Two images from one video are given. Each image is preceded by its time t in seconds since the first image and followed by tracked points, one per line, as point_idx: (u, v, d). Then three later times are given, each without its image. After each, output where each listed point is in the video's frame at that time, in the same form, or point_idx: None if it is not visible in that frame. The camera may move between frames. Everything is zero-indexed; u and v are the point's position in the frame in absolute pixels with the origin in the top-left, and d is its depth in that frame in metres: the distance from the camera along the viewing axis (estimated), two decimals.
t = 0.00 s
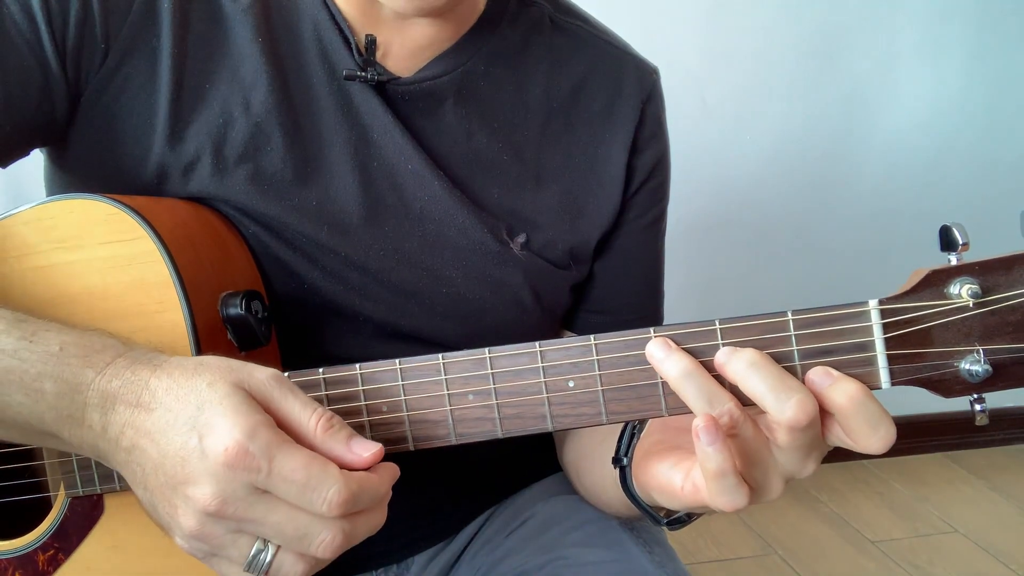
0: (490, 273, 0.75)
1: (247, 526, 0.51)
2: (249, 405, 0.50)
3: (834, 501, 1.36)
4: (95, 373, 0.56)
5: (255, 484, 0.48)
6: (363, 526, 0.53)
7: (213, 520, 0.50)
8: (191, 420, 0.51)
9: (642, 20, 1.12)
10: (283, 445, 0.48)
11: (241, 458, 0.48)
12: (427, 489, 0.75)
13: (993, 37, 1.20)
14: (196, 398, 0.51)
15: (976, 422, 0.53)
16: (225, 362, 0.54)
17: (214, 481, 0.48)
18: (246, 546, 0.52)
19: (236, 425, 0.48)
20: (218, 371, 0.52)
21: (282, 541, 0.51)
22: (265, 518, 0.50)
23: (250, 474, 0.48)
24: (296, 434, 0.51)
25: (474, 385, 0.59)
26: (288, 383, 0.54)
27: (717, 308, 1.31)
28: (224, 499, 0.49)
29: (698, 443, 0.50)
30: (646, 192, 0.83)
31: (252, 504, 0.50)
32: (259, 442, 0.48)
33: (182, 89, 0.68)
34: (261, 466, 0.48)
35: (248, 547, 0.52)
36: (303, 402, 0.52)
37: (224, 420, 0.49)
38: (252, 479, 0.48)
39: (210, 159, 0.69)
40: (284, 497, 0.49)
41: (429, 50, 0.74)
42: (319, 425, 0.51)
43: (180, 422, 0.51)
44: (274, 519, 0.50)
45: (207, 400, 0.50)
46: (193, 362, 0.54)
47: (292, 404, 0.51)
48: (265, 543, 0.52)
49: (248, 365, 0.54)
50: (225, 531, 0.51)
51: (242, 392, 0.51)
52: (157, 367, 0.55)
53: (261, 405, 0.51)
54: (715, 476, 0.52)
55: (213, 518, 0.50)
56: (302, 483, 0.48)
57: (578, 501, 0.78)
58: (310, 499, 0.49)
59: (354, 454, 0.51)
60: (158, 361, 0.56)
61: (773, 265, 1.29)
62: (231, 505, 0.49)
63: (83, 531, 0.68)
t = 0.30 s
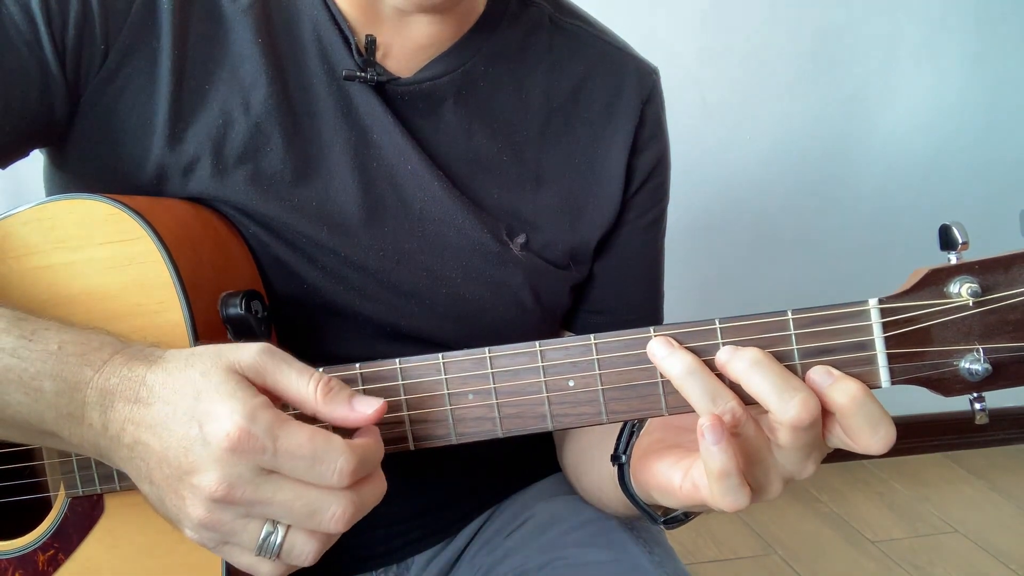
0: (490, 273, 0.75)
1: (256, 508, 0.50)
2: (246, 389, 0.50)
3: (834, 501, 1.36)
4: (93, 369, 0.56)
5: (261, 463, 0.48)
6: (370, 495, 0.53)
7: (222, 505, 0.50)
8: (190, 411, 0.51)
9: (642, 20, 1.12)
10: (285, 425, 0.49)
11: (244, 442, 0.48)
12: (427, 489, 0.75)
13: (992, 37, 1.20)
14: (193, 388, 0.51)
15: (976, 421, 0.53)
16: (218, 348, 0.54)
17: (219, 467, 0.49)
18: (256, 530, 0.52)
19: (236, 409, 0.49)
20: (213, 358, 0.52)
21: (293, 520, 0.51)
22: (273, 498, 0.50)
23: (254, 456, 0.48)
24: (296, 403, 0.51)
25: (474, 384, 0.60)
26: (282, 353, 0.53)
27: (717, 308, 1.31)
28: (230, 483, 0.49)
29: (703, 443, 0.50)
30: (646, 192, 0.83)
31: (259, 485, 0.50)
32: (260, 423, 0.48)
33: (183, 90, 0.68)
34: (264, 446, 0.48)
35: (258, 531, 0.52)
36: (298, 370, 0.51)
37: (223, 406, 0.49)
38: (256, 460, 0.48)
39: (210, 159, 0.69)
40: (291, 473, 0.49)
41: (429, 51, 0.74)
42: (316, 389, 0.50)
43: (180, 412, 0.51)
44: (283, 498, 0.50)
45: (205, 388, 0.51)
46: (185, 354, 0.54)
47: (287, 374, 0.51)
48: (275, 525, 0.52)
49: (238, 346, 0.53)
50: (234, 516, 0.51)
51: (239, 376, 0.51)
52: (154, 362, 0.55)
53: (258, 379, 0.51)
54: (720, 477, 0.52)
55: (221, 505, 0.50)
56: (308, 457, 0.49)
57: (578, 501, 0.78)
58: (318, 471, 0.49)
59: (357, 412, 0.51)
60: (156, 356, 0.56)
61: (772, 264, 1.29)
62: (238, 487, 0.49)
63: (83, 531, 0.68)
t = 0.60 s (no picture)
0: (489, 273, 0.75)
1: (265, 499, 0.51)
2: (245, 382, 0.50)
3: (834, 501, 1.36)
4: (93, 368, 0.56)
5: (270, 451, 0.49)
6: (367, 472, 0.54)
7: (230, 498, 0.50)
8: (191, 406, 0.51)
9: (642, 21, 1.12)
10: (292, 411, 0.50)
11: (250, 433, 0.48)
12: (427, 488, 0.75)
13: (991, 38, 1.20)
14: (192, 384, 0.51)
15: (975, 420, 0.53)
16: (213, 342, 0.53)
17: (227, 459, 0.49)
18: (265, 520, 0.52)
19: (239, 400, 0.49)
20: (209, 352, 0.52)
21: (302, 506, 0.51)
22: (282, 487, 0.50)
23: (262, 445, 0.49)
24: (294, 391, 0.51)
25: (473, 384, 0.60)
26: (276, 342, 0.54)
27: (717, 308, 1.31)
28: (239, 474, 0.49)
29: (702, 443, 0.50)
30: (645, 193, 0.83)
31: (268, 474, 0.50)
32: (265, 412, 0.49)
33: (182, 90, 0.69)
34: (272, 429, 0.49)
35: (267, 521, 0.52)
36: (294, 357, 0.52)
37: (225, 400, 0.49)
38: (265, 448, 0.49)
39: (209, 160, 0.69)
40: (300, 457, 0.50)
41: (427, 51, 0.74)
42: (314, 374, 0.51)
43: (181, 408, 0.51)
44: (292, 485, 0.50)
45: (204, 383, 0.51)
46: (181, 350, 0.54)
47: (284, 362, 0.51)
48: (285, 513, 0.52)
49: (232, 338, 0.53)
50: (243, 508, 0.51)
51: (235, 369, 0.51)
52: (153, 361, 0.55)
53: (256, 370, 0.51)
54: (719, 477, 0.52)
55: (228, 499, 0.51)
56: (317, 437, 0.50)
57: (577, 501, 0.78)
58: (330, 450, 0.50)
59: (357, 394, 0.51)
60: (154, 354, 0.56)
61: (772, 264, 1.29)
62: (247, 477, 0.50)
63: (82, 531, 0.68)
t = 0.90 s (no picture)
0: (491, 273, 0.75)
1: (270, 503, 0.51)
2: (249, 386, 0.50)
3: (834, 501, 1.36)
4: (94, 372, 0.56)
5: (277, 456, 0.49)
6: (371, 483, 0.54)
7: (235, 502, 0.51)
8: (196, 410, 0.51)
9: (643, 20, 1.12)
10: (298, 416, 0.50)
11: (256, 437, 0.48)
12: (428, 489, 0.75)
13: (993, 39, 1.20)
14: (197, 387, 0.51)
15: (977, 424, 0.53)
16: (218, 345, 0.53)
17: (233, 463, 0.49)
18: (269, 524, 0.52)
19: (244, 404, 0.49)
20: (214, 355, 0.52)
21: (307, 511, 0.51)
22: (287, 492, 0.50)
23: (268, 450, 0.49)
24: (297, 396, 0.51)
25: (475, 387, 0.59)
26: (279, 346, 0.53)
27: (717, 308, 1.31)
28: (244, 479, 0.49)
29: (705, 447, 0.50)
30: (646, 193, 0.82)
31: (273, 478, 0.50)
32: (270, 417, 0.49)
33: (183, 91, 0.68)
34: (280, 433, 0.49)
35: (272, 525, 0.52)
36: (297, 361, 0.52)
37: (231, 404, 0.49)
38: (271, 453, 0.49)
39: (210, 161, 0.69)
40: (306, 462, 0.50)
41: (428, 51, 0.74)
42: (316, 379, 0.51)
43: (185, 410, 0.51)
44: (297, 490, 0.50)
45: (209, 387, 0.51)
46: (186, 352, 0.54)
47: (287, 367, 0.51)
48: (289, 516, 0.52)
49: (236, 342, 0.53)
50: (247, 511, 0.51)
51: (240, 374, 0.51)
52: (155, 363, 0.55)
53: (259, 374, 0.51)
54: (721, 482, 0.51)
55: (233, 503, 0.51)
56: (323, 442, 0.50)
57: (578, 502, 0.78)
58: (335, 456, 0.50)
59: (358, 398, 0.51)
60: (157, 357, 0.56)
61: (772, 263, 1.29)
62: (253, 481, 0.50)
63: (82, 532, 0.68)
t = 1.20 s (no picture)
0: (491, 274, 0.75)
1: (288, 419, 0.51)
2: (242, 312, 0.50)
3: (834, 501, 1.36)
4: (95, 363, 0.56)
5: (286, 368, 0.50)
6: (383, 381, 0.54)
7: (253, 427, 0.51)
8: (194, 345, 0.51)
9: (642, 20, 1.12)
10: (294, 328, 0.49)
11: (258, 355, 0.49)
12: (427, 488, 0.75)
13: (992, 39, 1.20)
14: (194, 325, 0.51)
15: (976, 422, 0.53)
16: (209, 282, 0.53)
17: (244, 386, 0.50)
18: (292, 443, 0.53)
19: (240, 328, 0.49)
20: (206, 290, 0.52)
21: (326, 421, 0.52)
22: (302, 405, 0.51)
23: (275, 363, 0.49)
24: (289, 312, 0.51)
25: (475, 385, 0.60)
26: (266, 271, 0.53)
27: (717, 308, 1.31)
28: (258, 397, 0.50)
29: (704, 444, 0.50)
30: (645, 193, 0.83)
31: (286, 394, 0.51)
32: (269, 334, 0.49)
33: (182, 91, 0.68)
34: (282, 347, 0.49)
35: (294, 443, 0.53)
36: (280, 278, 0.51)
37: (227, 330, 0.49)
38: (279, 366, 0.50)
39: (210, 160, 0.69)
40: (314, 371, 0.51)
41: (427, 51, 0.74)
42: (303, 291, 0.50)
43: (185, 348, 0.51)
44: (311, 400, 0.51)
45: (203, 321, 0.51)
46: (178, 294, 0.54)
47: (272, 285, 0.51)
48: (310, 432, 0.52)
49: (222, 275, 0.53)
50: (267, 435, 0.52)
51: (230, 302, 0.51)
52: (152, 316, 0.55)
53: (247, 299, 0.51)
54: (720, 479, 0.52)
55: (252, 427, 0.51)
56: (326, 346, 0.50)
57: (578, 501, 0.78)
58: (340, 358, 0.51)
59: (345, 298, 0.49)
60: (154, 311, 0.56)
61: (772, 264, 1.29)
62: (267, 400, 0.50)
63: (83, 531, 0.69)
